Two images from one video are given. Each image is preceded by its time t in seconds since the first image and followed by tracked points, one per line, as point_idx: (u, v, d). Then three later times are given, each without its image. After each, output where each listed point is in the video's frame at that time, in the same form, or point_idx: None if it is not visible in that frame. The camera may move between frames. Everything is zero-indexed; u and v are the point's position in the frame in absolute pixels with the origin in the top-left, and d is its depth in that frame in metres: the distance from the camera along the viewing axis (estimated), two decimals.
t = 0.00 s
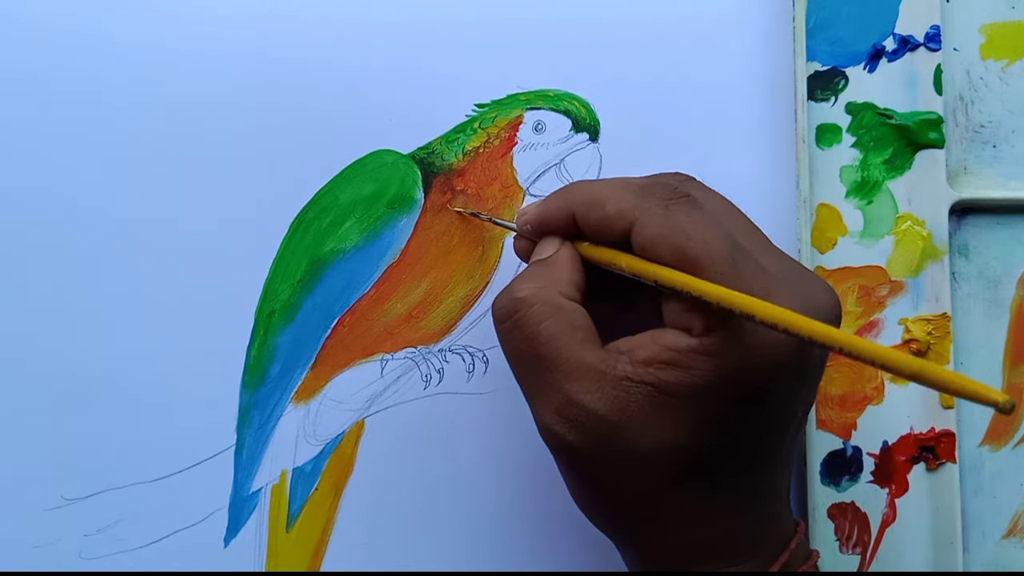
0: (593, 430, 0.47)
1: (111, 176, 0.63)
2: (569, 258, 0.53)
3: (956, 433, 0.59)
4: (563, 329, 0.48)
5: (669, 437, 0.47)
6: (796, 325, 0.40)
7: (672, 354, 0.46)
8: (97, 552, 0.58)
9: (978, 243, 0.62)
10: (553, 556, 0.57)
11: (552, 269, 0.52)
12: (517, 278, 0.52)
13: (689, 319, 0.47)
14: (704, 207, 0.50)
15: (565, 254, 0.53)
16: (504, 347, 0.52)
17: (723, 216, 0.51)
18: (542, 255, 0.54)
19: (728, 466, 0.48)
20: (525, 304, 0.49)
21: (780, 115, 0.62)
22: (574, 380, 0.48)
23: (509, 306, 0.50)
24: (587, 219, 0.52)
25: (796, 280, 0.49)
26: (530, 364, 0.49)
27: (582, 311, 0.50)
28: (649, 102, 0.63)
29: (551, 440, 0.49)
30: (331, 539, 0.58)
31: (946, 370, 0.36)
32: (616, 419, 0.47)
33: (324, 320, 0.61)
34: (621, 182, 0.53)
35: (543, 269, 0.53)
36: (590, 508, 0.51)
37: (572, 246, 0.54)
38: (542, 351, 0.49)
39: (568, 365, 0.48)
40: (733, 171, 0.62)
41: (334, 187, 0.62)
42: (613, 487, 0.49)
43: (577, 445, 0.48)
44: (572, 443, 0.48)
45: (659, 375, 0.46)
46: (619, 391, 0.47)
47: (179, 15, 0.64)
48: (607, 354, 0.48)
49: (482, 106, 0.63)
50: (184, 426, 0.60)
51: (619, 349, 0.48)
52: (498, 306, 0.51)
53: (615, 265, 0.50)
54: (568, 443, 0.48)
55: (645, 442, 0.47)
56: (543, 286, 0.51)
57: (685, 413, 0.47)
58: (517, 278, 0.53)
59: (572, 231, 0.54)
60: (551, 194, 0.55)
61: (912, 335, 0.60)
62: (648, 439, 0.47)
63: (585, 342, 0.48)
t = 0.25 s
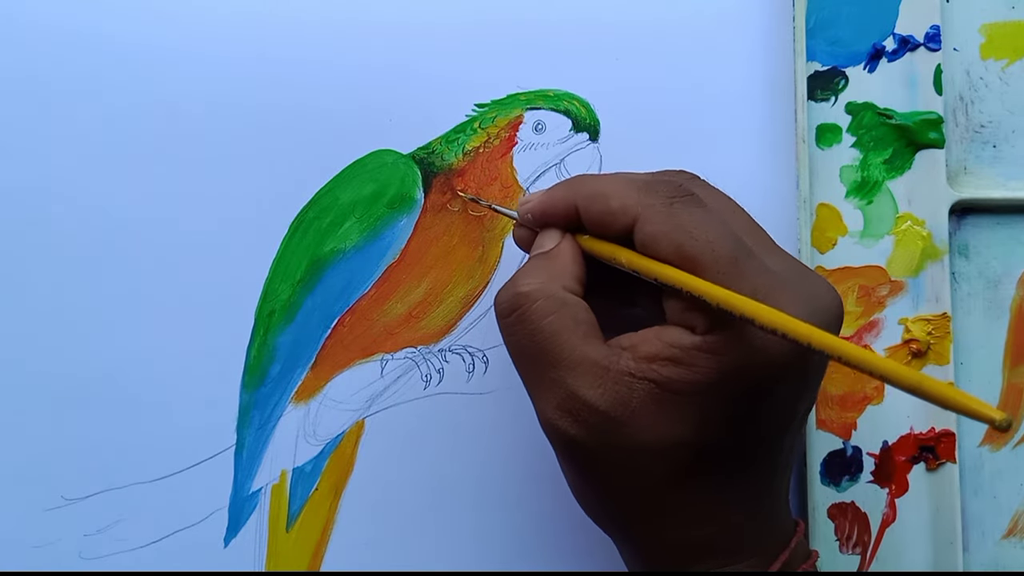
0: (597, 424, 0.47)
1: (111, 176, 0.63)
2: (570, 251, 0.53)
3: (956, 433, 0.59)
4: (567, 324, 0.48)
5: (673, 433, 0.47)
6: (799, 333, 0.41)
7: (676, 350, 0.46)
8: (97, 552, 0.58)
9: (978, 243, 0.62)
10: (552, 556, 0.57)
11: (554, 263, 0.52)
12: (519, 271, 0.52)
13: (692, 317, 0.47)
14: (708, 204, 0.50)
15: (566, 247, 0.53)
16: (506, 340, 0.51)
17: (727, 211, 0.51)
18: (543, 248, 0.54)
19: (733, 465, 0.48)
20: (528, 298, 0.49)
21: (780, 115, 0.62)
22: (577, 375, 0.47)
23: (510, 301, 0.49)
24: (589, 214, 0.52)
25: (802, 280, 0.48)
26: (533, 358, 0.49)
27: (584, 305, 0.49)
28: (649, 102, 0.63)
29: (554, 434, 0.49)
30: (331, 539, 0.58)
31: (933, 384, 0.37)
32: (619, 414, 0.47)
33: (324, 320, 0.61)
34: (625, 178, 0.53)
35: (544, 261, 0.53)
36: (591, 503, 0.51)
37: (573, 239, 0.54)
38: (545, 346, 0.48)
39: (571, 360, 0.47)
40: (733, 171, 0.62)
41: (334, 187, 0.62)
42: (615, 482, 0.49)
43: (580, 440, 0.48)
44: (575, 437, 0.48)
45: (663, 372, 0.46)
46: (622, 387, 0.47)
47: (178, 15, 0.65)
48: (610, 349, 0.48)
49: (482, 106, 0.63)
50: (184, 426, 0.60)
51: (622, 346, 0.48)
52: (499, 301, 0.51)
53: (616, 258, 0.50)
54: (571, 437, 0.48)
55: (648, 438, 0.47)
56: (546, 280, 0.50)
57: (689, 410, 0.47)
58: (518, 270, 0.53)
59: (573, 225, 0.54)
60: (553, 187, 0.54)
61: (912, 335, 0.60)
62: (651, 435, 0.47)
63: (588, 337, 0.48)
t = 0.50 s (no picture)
0: (617, 413, 0.47)
1: (111, 176, 0.63)
2: (602, 241, 0.52)
3: (956, 433, 0.59)
4: (594, 311, 0.48)
5: (692, 427, 0.47)
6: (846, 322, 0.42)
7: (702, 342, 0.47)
8: (97, 552, 0.58)
9: (978, 243, 0.62)
10: (552, 556, 0.57)
11: (585, 250, 0.52)
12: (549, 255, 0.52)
13: (720, 311, 0.47)
14: (742, 202, 0.51)
15: (598, 237, 0.52)
16: (529, 325, 0.51)
17: (759, 210, 0.51)
18: (574, 237, 0.53)
19: (738, 465, 0.49)
20: (557, 282, 0.49)
21: (779, 115, 0.62)
22: (601, 362, 0.47)
23: (540, 282, 0.49)
24: (624, 204, 0.52)
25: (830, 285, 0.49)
26: (558, 341, 0.49)
27: (612, 294, 0.49)
28: (649, 102, 0.63)
29: (572, 421, 0.49)
30: (331, 540, 0.58)
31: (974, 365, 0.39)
32: (640, 405, 0.47)
33: (324, 320, 0.61)
34: (658, 171, 0.53)
35: (574, 248, 0.52)
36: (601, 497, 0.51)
37: (605, 229, 0.53)
38: (570, 331, 0.48)
39: (596, 347, 0.47)
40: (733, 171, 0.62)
41: (334, 188, 0.62)
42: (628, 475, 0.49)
43: (599, 427, 0.48)
44: (593, 424, 0.48)
45: (687, 364, 0.47)
46: (646, 377, 0.47)
47: (178, 15, 0.64)
48: (635, 340, 0.48)
49: (482, 106, 0.63)
50: (184, 426, 0.60)
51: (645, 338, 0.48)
52: (528, 281, 0.50)
53: (650, 250, 0.50)
54: (591, 425, 0.48)
55: (667, 429, 0.47)
56: (575, 266, 0.50)
57: (708, 404, 0.47)
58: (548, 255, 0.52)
59: (605, 215, 0.54)
60: (588, 177, 0.54)
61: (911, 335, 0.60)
62: (671, 427, 0.47)
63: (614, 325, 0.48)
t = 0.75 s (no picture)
0: (591, 429, 0.47)
1: (111, 177, 0.63)
2: (564, 247, 0.53)
3: (956, 433, 0.59)
4: (562, 327, 0.49)
5: (667, 440, 0.47)
6: (774, 353, 0.42)
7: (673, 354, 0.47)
8: (97, 551, 0.58)
9: (978, 243, 0.62)
10: (552, 556, 0.57)
11: (548, 261, 0.53)
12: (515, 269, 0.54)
13: (690, 323, 0.48)
14: (711, 207, 0.51)
15: (558, 244, 0.54)
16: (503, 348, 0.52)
17: (732, 214, 0.51)
18: (537, 247, 0.54)
19: (721, 474, 0.48)
20: (524, 301, 0.50)
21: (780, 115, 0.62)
22: (571, 378, 0.47)
23: (506, 304, 0.51)
24: (591, 209, 0.52)
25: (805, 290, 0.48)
26: (527, 360, 0.49)
27: (580, 309, 0.50)
28: (649, 102, 0.63)
29: (547, 440, 0.49)
30: (331, 539, 0.58)
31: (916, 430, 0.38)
32: (614, 419, 0.46)
33: (324, 320, 0.61)
34: (630, 173, 0.53)
35: (539, 257, 0.53)
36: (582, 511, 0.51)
37: (566, 234, 0.54)
38: (540, 349, 0.49)
39: (567, 363, 0.48)
40: (734, 171, 0.62)
41: (334, 187, 0.62)
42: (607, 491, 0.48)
43: (574, 445, 0.47)
44: (568, 442, 0.47)
45: (660, 376, 0.47)
46: (618, 391, 0.47)
47: (178, 15, 0.65)
48: (606, 353, 0.48)
49: (482, 106, 0.64)
50: (184, 426, 0.60)
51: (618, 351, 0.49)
52: (497, 303, 0.52)
53: (609, 258, 0.51)
54: (564, 442, 0.48)
55: (643, 443, 0.47)
56: (541, 282, 0.51)
57: (685, 416, 0.47)
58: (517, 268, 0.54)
59: (571, 218, 0.54)
60: (557, 174, 0.54)
61: (912, 335, 0.60)
62: (646, 441, 0.47)
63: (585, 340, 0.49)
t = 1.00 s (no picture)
0: (561, 446, 0.46)
1: (110, 176, 0.63)
2: (540, 274, 0.53)
3: (956, 433, 0.59)
4: (530, 346, 0.48)
5: (638, 454, 0.46)
6: (749, 375, 0.41)
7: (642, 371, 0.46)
8: (97, 552, 0.58)
9: (978, 243, 0.63)
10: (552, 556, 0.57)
11: (521, 286, 0.52)
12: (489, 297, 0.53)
13: (660, 341, 0.46)
14: (678, 224, 0.49)
15: (535, 271, 0.53)
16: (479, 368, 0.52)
17: (700, 228, 0.50)
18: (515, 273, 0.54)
19: (697, 484, 0.48)
20: (491, 323, 0.50)
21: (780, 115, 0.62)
22: (542, 397, 0.47)
23: (477, 325, 0.50)
24: (560, 236, 0.52)
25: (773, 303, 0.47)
26: (498, 378, 0.49)
27: (550, 327, 0.49)
28: (649, 102, 0.63)
29: (522, 456, 0.49)
30: (331, 539, 0.58)
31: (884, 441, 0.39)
32: (585, 436, 0.46)
33: (324, 320, 0.61)
34: (596, 196, 0.52)
35: (513, 287, 0.53)
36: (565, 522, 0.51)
37: (543, 260, 0.54)
38: (510, 368, 0.48)
39: (536, 381, 0.47)
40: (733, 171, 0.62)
41: (334, 187, 0.62)
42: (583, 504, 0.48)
43: (546, 462, 0.47)
44: (541, 459, 0.47)
45: (630, 394, 0.46)
46: (587, 408, 0.46)
47: (177, 15, 0.65)
48: (577, 370, 0.47)
49: (482, 106, 0.63)
50: (183, 426, 0.60)
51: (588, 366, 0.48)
52: (468, 325, 0.52)
53: (587, 285, 0.50)
54: (536, 459, 0.47)
55: (614, 459, 0.46)
56: (510, 303, 0.51)
57: (656, 431, 0.46)
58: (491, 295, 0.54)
59: (545, 248, 0.54)
60: (526, 208, 0.55)
61: (912, 335, 0.60)
62: (618, 457, 0.46)
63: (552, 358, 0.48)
